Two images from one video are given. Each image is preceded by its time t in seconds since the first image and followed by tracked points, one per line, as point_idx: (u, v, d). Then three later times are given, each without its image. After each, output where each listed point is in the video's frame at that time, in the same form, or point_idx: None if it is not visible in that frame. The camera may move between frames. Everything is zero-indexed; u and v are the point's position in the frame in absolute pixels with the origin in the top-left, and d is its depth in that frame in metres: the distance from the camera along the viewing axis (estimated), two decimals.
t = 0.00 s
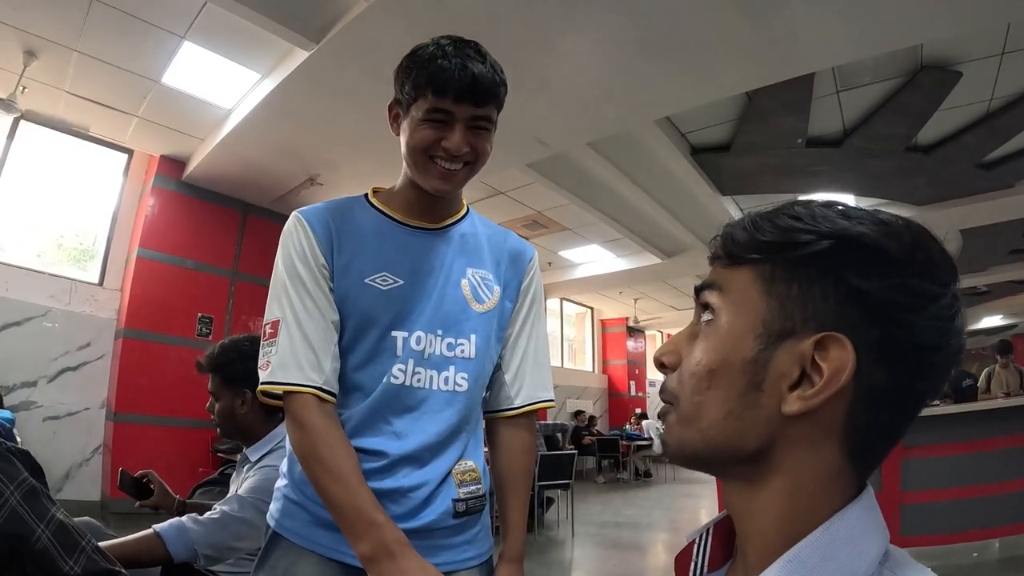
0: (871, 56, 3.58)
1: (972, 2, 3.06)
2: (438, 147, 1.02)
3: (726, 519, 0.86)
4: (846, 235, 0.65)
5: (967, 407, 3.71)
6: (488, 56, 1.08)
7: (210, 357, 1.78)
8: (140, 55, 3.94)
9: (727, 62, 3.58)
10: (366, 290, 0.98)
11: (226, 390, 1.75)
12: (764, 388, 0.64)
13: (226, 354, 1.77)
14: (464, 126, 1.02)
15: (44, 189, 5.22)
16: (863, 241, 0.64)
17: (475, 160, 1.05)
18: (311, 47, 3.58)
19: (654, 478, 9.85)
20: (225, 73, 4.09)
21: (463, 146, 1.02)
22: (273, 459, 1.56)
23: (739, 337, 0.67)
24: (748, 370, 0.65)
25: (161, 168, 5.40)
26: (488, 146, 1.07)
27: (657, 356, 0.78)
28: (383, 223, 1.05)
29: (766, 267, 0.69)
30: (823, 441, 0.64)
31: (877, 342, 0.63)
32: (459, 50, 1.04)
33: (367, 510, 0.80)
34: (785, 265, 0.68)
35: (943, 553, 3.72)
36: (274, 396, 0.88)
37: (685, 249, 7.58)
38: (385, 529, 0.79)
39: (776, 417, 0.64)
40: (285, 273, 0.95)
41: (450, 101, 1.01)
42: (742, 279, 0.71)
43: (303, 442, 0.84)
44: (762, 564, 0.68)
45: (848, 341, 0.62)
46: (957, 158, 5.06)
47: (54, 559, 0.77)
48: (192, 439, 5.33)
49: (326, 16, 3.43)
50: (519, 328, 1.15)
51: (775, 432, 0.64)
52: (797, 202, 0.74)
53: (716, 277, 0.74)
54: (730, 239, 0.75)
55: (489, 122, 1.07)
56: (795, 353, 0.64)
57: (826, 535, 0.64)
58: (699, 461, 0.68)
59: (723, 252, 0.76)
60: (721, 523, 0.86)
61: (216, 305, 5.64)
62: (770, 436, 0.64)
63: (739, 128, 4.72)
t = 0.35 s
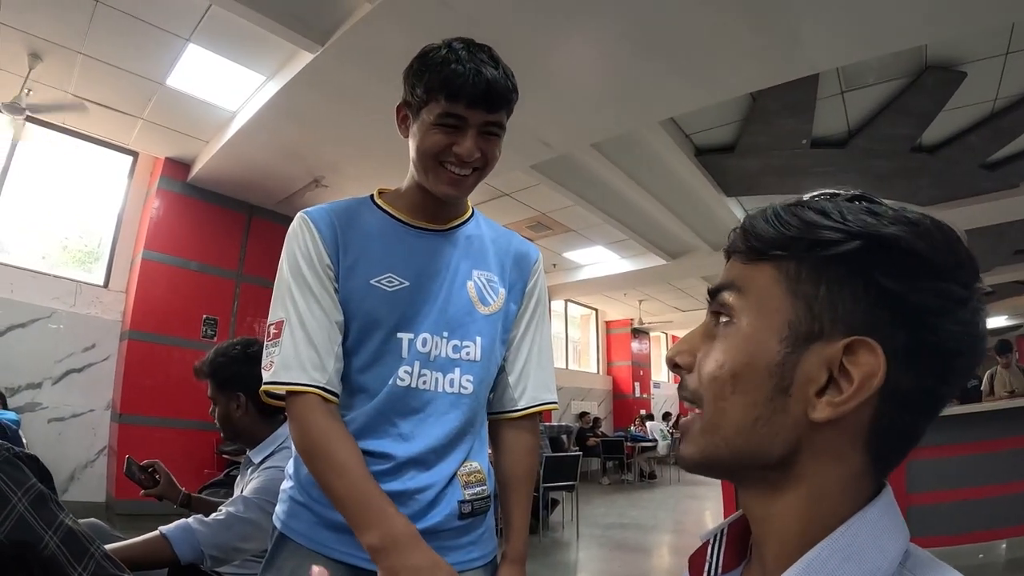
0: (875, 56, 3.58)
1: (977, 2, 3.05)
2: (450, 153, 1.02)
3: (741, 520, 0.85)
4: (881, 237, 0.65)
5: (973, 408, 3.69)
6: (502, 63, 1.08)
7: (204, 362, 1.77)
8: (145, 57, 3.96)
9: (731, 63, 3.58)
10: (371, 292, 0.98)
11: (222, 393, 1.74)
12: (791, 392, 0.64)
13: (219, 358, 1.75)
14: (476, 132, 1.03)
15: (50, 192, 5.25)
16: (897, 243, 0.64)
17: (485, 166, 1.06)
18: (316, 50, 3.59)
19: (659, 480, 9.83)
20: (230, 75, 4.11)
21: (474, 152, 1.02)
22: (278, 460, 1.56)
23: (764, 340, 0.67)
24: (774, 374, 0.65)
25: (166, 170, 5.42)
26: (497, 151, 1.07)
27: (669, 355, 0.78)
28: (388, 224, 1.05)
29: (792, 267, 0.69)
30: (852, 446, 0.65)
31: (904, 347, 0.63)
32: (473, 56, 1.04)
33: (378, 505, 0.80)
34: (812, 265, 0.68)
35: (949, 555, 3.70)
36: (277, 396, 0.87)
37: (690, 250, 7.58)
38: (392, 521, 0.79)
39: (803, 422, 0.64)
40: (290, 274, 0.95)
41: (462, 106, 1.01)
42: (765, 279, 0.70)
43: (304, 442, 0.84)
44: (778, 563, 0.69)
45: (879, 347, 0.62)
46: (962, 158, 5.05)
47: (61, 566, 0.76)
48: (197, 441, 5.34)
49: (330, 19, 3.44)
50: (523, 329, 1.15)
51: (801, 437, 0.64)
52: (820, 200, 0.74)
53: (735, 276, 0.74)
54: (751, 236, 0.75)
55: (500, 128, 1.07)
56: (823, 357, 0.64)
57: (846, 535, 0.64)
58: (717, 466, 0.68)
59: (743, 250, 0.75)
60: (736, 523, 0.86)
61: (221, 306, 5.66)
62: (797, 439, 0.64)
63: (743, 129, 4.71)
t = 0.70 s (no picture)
0: (878, 57, 3.57)
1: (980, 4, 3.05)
2: (452, 160, 1.02)
3: (742, 522, 0.86)
4: (876, 238, 0.65)
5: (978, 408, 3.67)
6: (502, 71, 1.09)
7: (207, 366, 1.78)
8: (150, 60, 3.98)
9: (735, 65, 3.58)
10: (377, 294, 0.98)
11: (226, 396, 1.75)
12: (785, 390, 0.64)
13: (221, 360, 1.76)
14: (478, 139, 1.03)
15: (57, 194, 5.28)
16: (888, 246, 0.64)
17: (485, 172, 1.06)
18: (320, 52, 3.60)
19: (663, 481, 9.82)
20: (235, 77, 4.12)
21: (476, 158, 1.02)
22: (282, 461, 1.57)
23: (761, 339, 0.67)
24: (769, 373, 0.65)
25: (172, 172, 5.44)
26: (499, 158, 1.07)
27: (675, 358, 0.78)
28: (394, 228, 1.06)
29: (790, 269, 0.69)
30: (848, 445, 0.64)
31: (901, 347, 0.62)
32: (474, 64, 1.05)
33: (383, 502, 0.80)
34: (810, 267, 0.68)
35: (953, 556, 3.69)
36: (284, 400, 0.87)
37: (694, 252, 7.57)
38: (403, 519, 0.79)
39: (796, 420, 0.64)
40: (295, 277, 0.95)
41: (464, 114, 1.01)
42: (765, 280, 0.71)
43: (312, 442, 0.84)
44: (781, 566, 0.68)
45: (874, 346, 0.62)
46: (966, 159, 5.03)
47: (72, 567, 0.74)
48: (203, 442, 5.36)
49: (334, 21, 3.46)
50: (526, 331, 1.16)
51: (795, 435, 0.64)
52: (821, 203, 0.74)
53: (736, 280, 0.75)
54: (754, 240, 0.75)
55: (502, 134, 1.07)
56: (816, 356, 0.64)
57: (848, 543, 0.64)
58: (717, 465, 0.68)
59: (746, 254, 0.76)
60: (738, 525, 0.86)
61: (226, 308, 5.68)
62: (794, 439, 0.64)
63: (747, 130, 4.71)
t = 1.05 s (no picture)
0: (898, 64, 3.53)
1: (1001, 9, 3.01)
2: (464, 168, 1.00)
3: (773, 533, 0.82)
4: (903, 257, 0.61)
5: None
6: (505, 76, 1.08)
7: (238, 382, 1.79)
8: (176, 79, 4.07)
9: (753, 75, 3.56)
10: (397, 309, 0.97)
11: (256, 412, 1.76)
12: (811, 407, 0.61)
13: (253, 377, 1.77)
14: (487, 143, 1.01)
15: (83, 210, 5.39)
16: (916, 265, 0.61)
17: (497, 178, 1.05)
18: (341, 69, 3.65)
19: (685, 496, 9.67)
20: (258, 94, 4.18)
21: (487, 163, 1.00)
22: (309, 478, 1.56)
23: (787, 355, 0.64)
24: (795, 390, 0.62)
25: (196, 189, 5.53)
26: (508, 163, 1.06)
27: (702, 367, 0.74)
28: (408, 244, 1.04)
29: (821, 286, 0.65)
30: (872, 464, 0.61)
31: (927, 367, 0.59)
32: (477, 71, 1.04)
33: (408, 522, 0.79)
34: (838, 284, 0.64)
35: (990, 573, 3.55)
36: (303, 420, 0.86)
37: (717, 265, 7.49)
38: (424, 542, 0.78)
39: (820, 440, 0.60)
40: (313, 295, 0.94)
41: (471, 119, 1.00)
42: (791, 296, 0.67)
43: (335, 463, 0.83)
44: None
45: (898, 368, 0.59)
46: (991, 165, 4.94)
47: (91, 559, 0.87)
48: (225, 455, 5.39)
49: (354, 38, 3.51)
50: (539, 342, 1.14)
51: (819, 454, 0.61)
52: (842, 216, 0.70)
53: (765, 292, 0.70)
54: (781, 253, 0.71)
55: (509, 138, 1.06)
56: (842, 375, 0.60)
57: (871, 553, 0.60)
58: (739, 476, 0.65)
59: (773, 268, 0.71)
60: (769, 537, 0.83)
61: (249, 323, 5.74)
62: (812, 457, 0.61)
63: (768, 141, 4.68)
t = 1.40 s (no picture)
0: (901, 64, 3.52)
1: (1003, 8, 3.00)
2: (463, 171, 1.00)
3: (778, 537, 0.82)
4: (913, 263, 0.60)
5: None
6: (503, 78, 1.07)
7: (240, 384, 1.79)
8: (178, 79, 4.07)
9: (755, 75, 3.56)
10: (396, 313, 0.97)
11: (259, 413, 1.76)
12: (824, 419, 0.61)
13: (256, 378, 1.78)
14: (485, 147, 1.01)
15: (84, 210, 5.39)
16: (933, 273, 0.60)
17: (496, 180, 1.04)
18: (343, 69, 3.64)
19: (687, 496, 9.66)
20: (260, 95, 4.19)
21: (486, 166, 1.00)
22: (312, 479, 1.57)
23: (799, 365, 0.63)
24: (807, 401, 0.62)
25: (198, 189, 5.53)
26: (507, 166, 1.06)
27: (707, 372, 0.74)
28: (406, 247, 1.04)
29: (828, 293, 0.65)
30: (888, 475, 0.61)
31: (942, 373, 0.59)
32: (474, 73, 1.04)
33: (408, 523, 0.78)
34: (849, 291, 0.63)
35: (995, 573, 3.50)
36: (301, 424, 0.86)
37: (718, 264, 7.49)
38: (424, 518, 0.78)
39: (833, 452, 0.61)
40: (310, 301, 0.94)
41: (470, 122, 1.00)
42: (801, 304, 0.66)
43: (336, 469, 0.82)
44: None
45: (914, 381, 0.59)
46: (993, 164, 4.94)
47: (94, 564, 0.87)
48: (227, 455, 5.40)
49: (356, 39, 3.50)
50: (540, 343, 1.15)
51: (830, 464, 0.61)
52: (849, 218, 0.70)
53: (769, 298, 0.70)
54: (786, 257, 0.71)
55: (508, 140, 1.06)
56: (856, 387, 0.60)
57: (882, 554, 0.61)
58: (747, 484, 0.65)
59: (778, 272, 0.71)
60: (774, 540, 0.82)
61: (252, 323, 5.75)
62: (828, 468, 0.61)
63: (770, 141, 4.68)
